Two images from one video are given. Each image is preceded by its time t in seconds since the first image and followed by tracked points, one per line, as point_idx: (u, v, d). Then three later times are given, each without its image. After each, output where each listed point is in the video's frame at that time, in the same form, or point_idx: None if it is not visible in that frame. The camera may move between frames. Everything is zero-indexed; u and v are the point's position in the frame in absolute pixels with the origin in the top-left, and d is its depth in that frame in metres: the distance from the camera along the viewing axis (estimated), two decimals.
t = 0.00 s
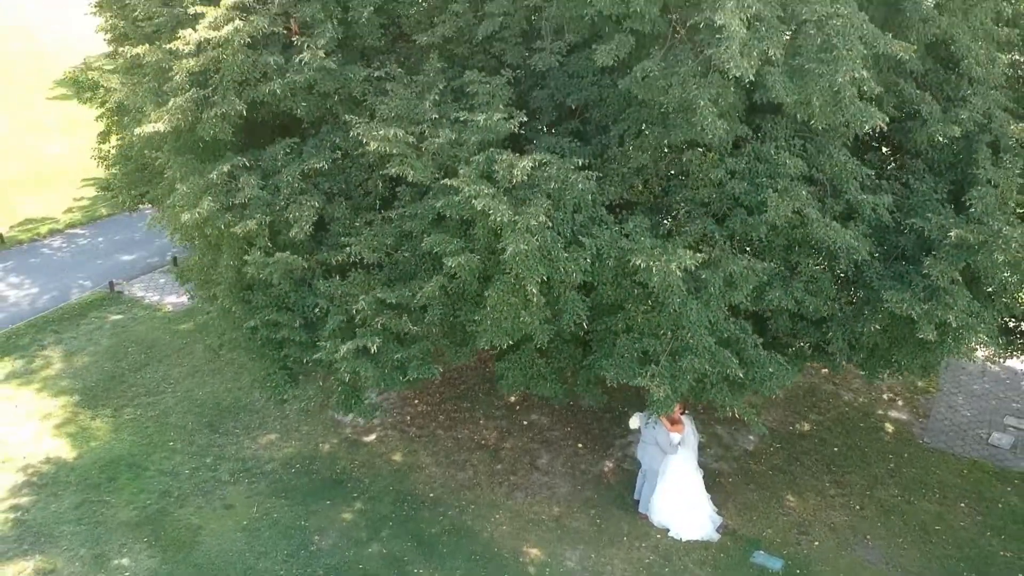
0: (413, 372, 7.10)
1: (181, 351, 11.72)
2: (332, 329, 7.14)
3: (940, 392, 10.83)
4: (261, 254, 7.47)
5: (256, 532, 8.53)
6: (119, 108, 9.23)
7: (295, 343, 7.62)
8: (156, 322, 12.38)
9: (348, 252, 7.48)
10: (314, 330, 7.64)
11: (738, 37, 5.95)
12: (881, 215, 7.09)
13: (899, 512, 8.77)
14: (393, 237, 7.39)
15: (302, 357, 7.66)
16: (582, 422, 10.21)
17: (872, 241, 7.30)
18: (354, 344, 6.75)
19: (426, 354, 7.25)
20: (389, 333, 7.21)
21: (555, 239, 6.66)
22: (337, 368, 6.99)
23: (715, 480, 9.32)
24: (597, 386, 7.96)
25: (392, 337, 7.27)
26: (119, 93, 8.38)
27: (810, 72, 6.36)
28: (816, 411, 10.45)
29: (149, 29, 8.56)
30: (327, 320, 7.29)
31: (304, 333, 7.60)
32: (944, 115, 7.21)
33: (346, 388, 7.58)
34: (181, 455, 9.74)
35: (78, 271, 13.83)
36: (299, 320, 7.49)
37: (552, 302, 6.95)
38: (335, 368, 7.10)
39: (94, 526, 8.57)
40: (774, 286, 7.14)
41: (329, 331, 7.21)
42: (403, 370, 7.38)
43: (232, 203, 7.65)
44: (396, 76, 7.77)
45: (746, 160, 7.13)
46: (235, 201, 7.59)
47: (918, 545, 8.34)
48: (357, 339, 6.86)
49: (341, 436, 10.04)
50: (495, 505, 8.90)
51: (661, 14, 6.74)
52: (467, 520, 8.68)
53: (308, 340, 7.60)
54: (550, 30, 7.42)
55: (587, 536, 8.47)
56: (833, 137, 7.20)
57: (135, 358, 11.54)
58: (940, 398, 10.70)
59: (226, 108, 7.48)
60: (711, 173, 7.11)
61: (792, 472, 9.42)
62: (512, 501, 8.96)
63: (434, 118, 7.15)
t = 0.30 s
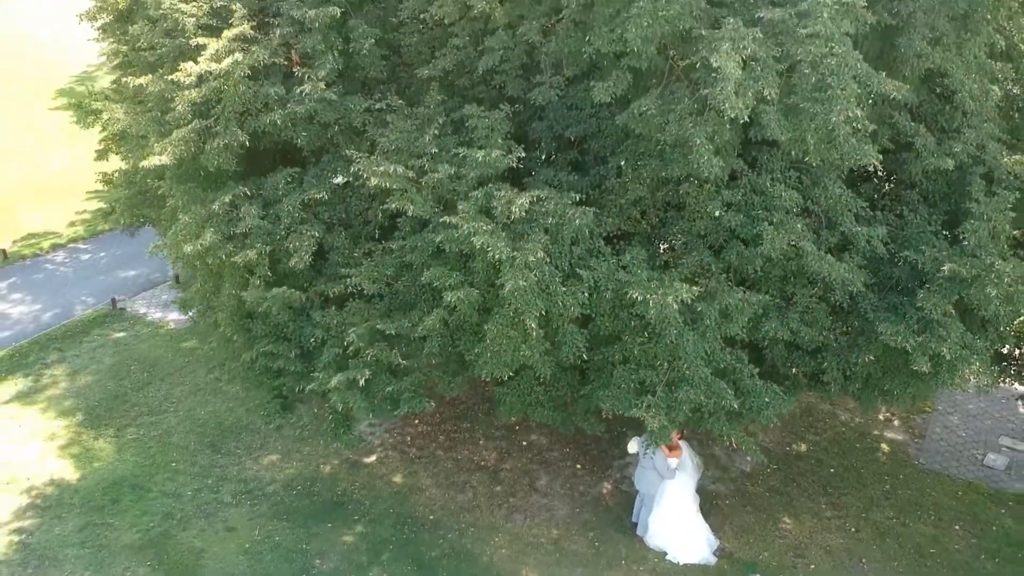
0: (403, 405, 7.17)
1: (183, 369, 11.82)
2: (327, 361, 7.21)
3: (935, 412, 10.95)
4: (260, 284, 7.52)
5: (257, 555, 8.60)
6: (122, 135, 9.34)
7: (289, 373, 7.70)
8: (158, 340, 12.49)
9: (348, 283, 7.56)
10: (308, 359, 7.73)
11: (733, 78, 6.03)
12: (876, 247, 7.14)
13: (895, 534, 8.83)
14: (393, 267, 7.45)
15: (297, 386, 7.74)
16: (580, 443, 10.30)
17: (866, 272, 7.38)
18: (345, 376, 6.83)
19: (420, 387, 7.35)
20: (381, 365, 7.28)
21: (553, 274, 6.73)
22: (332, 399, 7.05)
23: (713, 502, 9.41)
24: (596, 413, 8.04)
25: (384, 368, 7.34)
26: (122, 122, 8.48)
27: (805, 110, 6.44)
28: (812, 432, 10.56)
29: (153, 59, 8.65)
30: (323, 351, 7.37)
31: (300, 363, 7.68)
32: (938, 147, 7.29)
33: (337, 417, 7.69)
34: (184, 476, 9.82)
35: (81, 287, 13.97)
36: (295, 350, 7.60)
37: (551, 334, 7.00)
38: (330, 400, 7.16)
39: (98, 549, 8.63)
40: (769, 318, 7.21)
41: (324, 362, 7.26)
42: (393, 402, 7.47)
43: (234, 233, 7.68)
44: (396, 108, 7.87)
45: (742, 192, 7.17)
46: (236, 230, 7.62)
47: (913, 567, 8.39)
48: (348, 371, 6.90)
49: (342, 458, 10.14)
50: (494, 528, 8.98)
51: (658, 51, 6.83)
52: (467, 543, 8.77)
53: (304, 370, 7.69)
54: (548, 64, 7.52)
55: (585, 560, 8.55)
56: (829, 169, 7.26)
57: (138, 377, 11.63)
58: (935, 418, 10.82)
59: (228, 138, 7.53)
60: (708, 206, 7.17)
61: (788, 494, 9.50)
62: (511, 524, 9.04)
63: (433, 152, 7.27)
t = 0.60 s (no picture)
0: (390, 433, 7.22)
1: (184, 386, 11.90)
2: (324, 389, 7.31)
3: (931, 429, 11.02)
4: (259, 310, 7.55)
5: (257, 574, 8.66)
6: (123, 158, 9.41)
7: (288, 400, 7.79)
8: (159, 356, 12.57)
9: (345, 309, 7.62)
10: (306, 386, 7.82)
11: (727, 113, 6.08)
12: (869, 275, 7.20)
13: (889, 554, 8.89)
14: (390, 294, 7.50)
15: (298, 411, 7.80)
16: (578, 460, 10.38)
17: (859, 299, 7.45)
18: (339, 404, 6.86)
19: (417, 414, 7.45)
20: (375, 393, 7.35)
21: (547, 303, 6.77)
22: (330, 426, 7.11)
23: (709, 521, 9.48)
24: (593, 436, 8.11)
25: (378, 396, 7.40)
26: (124, 146, 8.56)
27: (799, 143, 6.50)
28: (807, 449, 10.64)
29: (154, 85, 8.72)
30: (322, 377, 7.45)
31: (299, 389, 7.76)
32: (932, 174, 7.33)
33: (335, 443, 7.75)
34: (185, 494, 9.89)
35: (81, 302, 14.11)
36: (293, 377, 7.71)
37: (546, 362, 7.05)
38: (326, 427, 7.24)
39: (98, 569, 8.69)
40: (764, 345, 7.27)
41: (322, 389, 7.33)
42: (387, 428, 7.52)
43: (233, 258, 7.72)
44: (395, 134, 7.94)
45: (737, 220, 7.22)
46: (235, 256, 7.66)
47: None
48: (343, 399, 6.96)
49: (341, 476, 10.21)
50: (491, 547, 9.04)
51: (654, 82, 6.90)
52: (465, 563, 8.83)
53: (302, 396, 7.78)
54: (545, 92, 7.59)
55: None
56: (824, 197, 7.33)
57: (139, 394, 11.71)
58: (931, 436, 10.89)
59: (228, 164, 7.57)
60: (703, 233, 7.22)
61: (784, 513, 9.57)
62: (509, 543, 9.10)
63: (430, 181, 7.34)
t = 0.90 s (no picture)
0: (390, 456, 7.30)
1: (184, 400, 11.96)
2: (327, 412, 7.35)
3: (927, 443, 11.08)
4: (259, 332, 7.59)
5: None
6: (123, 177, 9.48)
7: (289, 420, 7.83)
8: (159, 369, 12.64)
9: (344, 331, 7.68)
10: (308, 408, 7.86)
11: (722, 143, 6.13)
12: (864, 298, 7.26)
13: (885, 570, 8.94)
14: (388, 317, 7.57)
15: (298, 432, 7.86)
16: (576, 476, 10.43)
17: (854, 322, 7.51)
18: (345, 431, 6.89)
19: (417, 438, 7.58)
20: (378, 417, 7.40)
21: (543, 327, 6.82)
22: (332, 450, 7.16)
23: (706, 537, 9.55)
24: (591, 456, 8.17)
25: (380, 420, 7.45)
26: (125, 168, 8.62)
27: (794, 171, 6.56)
28: (804, 464, 10.70)
29: (154, 106, 8.79)
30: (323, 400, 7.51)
31: (301, 410, 7.80)
32: (926, 198, 7.38)
33: (337, 465, 7.79)
34: (185, 509, 9.95)
35: (81, 314, 14.18)
36: (296, 398, 7.75)
37: (542, 386, 7.11)
38: (328, 449, 7.29)
39: None
40: (758, 368, 7.33)
41: (325, 412, 7.38)
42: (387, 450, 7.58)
43: (233, 280, 7.77)
44: (393, 157, 8.00)
45: (733, 244, 7.25)
46: (235, 279, 7.72)
47: None
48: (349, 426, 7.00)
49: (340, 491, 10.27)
50: (490, 564, 9.10)
51: (650, 109, 6.96)
52: None
53: (305, 418, 7.81)
54: (542, 116, 7.65)
55: None
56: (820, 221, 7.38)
57: (139, 407, 11.78)
58: (927, 451, 10.95)
59: (227, 188, 7.62)
60: (699, 257, 7.26)
61: (780, 529, 9.64)
62: (507, 560, 9.16)
63: (428, 206, 7.40)
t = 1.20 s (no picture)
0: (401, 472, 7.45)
1: (188, 411, 12.03)
2: (336, 428, 7.46)
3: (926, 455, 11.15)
4: (265, 349, 7.62)
5: None
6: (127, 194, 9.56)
7: (294, 437, 7.89)
8: (162, 380, 12.72)
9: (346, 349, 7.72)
10: (314, 424, 7.94)
11: (723, 167, 6.18)
12: (864, 317, 7.32)
13: None
14: (393, 336, 7.65)
15: (302, 449, 7.93)
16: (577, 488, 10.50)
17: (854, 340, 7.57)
18: (359, 448, 7.01)
19: (417, 456, 7.66)
20: (390, 435, 7.52)
21: (545, 348, 6.86)
22: (341, 466, 7.25)
23: (707, 550, 9.61)
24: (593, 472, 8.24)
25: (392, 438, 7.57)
26: (130, 187, 8.70)
27: (794, 194, 6.61)
28: (804, 476, 10.77)
29: (158, 124, 8.87)
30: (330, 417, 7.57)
31: (309, 426, 7.89)
32: (926, 218, 7.44)
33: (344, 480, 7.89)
34: (189, 522, 10.02)
35: (83, 323, 14.25)
36: (301, 415, 7.81)
37: (544, 405, 7.17)
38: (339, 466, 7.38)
39: None
40: (758, 387, 7.39)
41: (331, 430, 7.47)
42: (392, 467, 7.65)
43: (237, 298, 7.82)
44: (396, 176, 8.07)
45: (733, 263, 7.27)
46: (240, 296, 7.76)
47: None
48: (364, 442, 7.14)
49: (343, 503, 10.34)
50: None
51: (651, 131, 7.02)
52: None
53: (311, 433, 7.88)
54: (544, 137, 7.72)
55: None
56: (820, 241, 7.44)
57: (143, 419, 11.85)
58: (926, 463, 11.02)
59: (231, 207, 7.67)
60: (700, 277, 7.29)
61: (781, 542, 9.70)
62: (509, 573, 9.22)
63: (431, 226, 7.47)
